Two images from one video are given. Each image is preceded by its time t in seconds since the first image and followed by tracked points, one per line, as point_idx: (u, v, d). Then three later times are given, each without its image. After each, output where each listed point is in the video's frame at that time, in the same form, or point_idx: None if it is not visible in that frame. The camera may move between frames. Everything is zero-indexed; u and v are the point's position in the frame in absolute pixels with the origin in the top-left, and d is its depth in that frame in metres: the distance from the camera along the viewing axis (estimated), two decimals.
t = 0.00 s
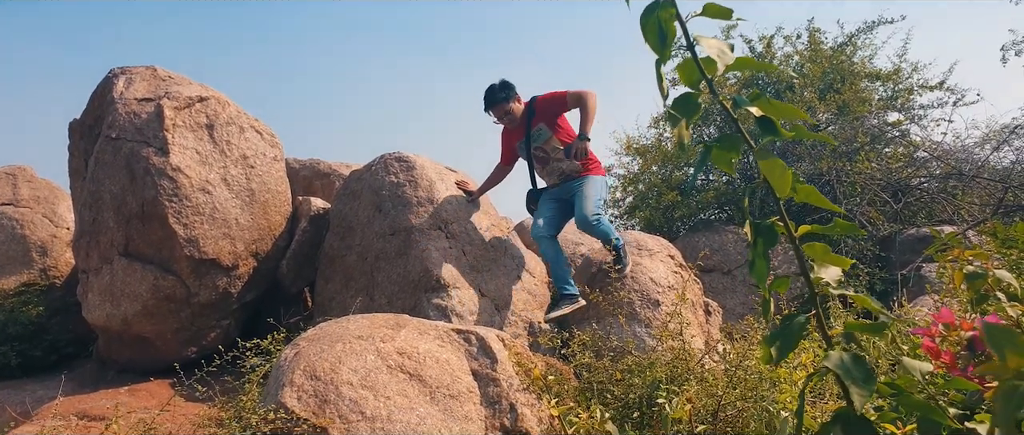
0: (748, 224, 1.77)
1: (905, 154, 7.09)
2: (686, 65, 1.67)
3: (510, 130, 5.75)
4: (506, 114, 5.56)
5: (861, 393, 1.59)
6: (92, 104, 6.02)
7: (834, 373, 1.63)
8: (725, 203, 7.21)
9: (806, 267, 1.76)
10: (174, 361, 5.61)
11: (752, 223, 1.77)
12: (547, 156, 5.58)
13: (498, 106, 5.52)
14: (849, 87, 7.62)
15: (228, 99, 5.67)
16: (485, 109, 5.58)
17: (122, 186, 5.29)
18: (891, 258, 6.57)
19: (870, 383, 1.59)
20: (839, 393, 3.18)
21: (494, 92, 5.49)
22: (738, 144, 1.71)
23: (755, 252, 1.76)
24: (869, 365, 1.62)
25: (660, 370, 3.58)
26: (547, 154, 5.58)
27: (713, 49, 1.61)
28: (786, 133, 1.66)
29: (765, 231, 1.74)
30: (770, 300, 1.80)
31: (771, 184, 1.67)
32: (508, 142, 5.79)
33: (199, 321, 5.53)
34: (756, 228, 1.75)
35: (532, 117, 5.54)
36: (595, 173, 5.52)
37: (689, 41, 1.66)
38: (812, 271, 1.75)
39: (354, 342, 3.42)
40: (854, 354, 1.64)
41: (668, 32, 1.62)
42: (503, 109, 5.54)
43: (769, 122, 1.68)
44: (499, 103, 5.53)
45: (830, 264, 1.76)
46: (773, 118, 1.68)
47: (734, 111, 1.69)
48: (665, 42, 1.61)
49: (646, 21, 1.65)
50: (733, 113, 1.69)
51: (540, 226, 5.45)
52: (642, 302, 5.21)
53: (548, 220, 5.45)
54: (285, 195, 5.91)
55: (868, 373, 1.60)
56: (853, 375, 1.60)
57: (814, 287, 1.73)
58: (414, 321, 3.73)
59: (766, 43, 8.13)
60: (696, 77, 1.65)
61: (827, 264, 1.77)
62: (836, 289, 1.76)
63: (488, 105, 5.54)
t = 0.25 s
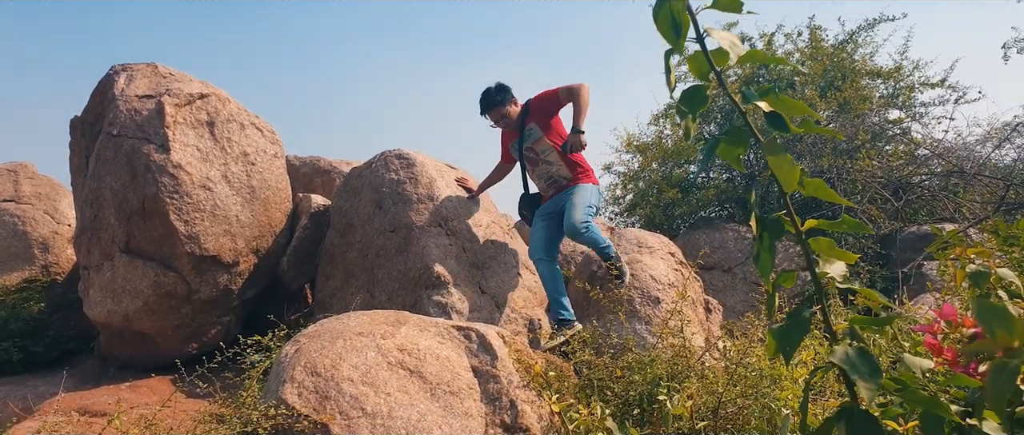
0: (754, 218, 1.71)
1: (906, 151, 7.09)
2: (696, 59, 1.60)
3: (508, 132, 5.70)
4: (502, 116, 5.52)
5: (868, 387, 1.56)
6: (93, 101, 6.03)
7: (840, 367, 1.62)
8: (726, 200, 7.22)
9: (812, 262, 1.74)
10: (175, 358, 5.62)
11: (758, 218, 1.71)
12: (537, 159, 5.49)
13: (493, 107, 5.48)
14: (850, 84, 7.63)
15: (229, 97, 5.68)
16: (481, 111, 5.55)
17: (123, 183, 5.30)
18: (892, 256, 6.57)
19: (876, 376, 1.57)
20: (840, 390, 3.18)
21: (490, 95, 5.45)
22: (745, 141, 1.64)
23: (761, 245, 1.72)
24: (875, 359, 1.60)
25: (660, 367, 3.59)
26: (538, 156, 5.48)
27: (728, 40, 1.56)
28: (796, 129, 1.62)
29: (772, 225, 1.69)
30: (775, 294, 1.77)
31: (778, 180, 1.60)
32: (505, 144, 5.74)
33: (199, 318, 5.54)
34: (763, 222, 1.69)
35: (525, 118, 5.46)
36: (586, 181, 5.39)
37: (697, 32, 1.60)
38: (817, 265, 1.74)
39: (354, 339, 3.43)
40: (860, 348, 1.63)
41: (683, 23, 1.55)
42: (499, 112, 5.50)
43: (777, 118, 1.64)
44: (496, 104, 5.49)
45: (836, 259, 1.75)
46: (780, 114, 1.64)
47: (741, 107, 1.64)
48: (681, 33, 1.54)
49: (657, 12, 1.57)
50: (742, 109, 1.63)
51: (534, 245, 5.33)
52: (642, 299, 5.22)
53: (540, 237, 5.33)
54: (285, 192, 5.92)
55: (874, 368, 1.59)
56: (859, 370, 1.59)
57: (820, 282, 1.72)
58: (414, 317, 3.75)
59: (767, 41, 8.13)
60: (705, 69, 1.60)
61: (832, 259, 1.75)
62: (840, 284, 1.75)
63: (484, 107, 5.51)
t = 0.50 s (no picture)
0: (761, 212, 1.72)
1: (909, 148, 7.08)
2: (706, 50, 1.64)
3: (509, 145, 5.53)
4: (501, 127, 5.35)
5: (874, 381, 1.57)
6: (95, 99, 6.03)
7: (847, 362, 1.63)
8: (727, 198, 7.22)
9: (819, 257, 1.75)
10: (177, 355, 5.63)
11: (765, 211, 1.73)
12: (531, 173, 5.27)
13: (491, 117, 5.33)
14: (852, 81, 7.62)
15: (230, 94, 5.68)
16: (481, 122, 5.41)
17: (125, 182, 5.30)
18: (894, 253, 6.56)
19: (883, 372, 1.58)
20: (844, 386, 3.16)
21: (490, 106, 5.31)
22: (755, 132, 1.66)
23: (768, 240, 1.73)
24: (881, 355, 1.61)
25: (662, 365, 3.59)
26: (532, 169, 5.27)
27: (739, 29, 1.59)
28: (806, 121, 1.63)
29: (779, 220, 1.70)
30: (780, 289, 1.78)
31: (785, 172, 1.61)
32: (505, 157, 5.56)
33: (201, 316, 5.55)
34: (770, 216, 1.71)
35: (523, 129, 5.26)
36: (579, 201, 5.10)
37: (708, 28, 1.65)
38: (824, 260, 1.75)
39: (356, 336, 3.43)
40: (867, 344, 1.64)
41: (695, 15, 1.59)
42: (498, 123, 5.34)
43: (788, 111, 1.65)
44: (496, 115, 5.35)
45: (842, 255, 1.76)
46: (791, 107, 1.66)
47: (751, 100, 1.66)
48: (693, 24, 1.58)
49: (668, 5, 1.62)
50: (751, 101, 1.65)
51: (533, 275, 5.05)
52: (644, 296, 5.22)
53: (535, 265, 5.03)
54: (286, 190, 5.93)
55: (880, 363, 1.59)
56: (865, 364, 1.59)
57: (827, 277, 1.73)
58: (416, 315, 3.75)
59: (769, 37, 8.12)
60: (715, 62, 1.64)
61: (839, 255, 1.76)
62: (847, 279, 1.75)
63: (484, 117, 5.37)
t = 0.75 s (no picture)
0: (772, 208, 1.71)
1: (913, 145, 7.07)
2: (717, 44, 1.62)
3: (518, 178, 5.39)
4: (505, 157, 5.29)
5: (883, 381, 1.57)
6: (99, 96, 6.04)
7: (854, 360, 1.62)
8: (729, 195, 7.22)
9: (829, 253, 1.73)
10: (181, 352, 5.64)
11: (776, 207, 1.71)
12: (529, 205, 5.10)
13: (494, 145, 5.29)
14: (856, 78, 7.61)
15: (233, 92, 5.69)
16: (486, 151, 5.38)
17: (129, 179, 5.31)
18: (898, 251, 6.53)
19: (892, 370, 1.58)
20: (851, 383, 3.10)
21: (493, 135, 5.28)
22: (765, 128, 1.63)
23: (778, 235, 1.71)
24: (890, 353, 1.60)
25: (665, 362, 3.59)
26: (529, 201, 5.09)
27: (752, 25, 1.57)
28: (819, 118, 1.60)
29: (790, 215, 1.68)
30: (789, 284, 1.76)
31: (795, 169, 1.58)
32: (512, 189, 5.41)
33: (205, 312, 5.56)
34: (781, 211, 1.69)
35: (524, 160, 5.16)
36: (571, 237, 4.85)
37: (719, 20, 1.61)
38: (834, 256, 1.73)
39: (359, 333, 3.44)
40: (875, 341, 1.63)
41: (707, 10, 1.54)
42: (502, 153, 5.29)
43: (800, 108, 1.63)
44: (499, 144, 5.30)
45: (852, 250, 1.75)
46: (803, 104, 1.63)
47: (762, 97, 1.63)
48: (705, 19, 1.54)
49: None
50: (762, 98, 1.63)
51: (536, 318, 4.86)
52: (647, 294, 5.22)
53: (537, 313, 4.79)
54: (290, 187, 5.93)
55: (889, 362, 1.58)
56: (874, 363, 1.58)
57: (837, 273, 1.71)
58: (419, 312, 3.75)
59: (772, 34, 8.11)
60: (726, 56, 1.63)
61: (849, 250, 1.74)
62: (856, 275, 1.74)
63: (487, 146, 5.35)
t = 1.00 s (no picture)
0: (781, 205, 1.70)
1: (917, 143, 7.05)
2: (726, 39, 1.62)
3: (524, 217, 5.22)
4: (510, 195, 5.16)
5: (893, 378, 1.57)
6: (104, 95, 6.06)
7: (863, 358, 1.62)
8: (733, 193, 7.21)
9: (837, 251, 1.73)
10: (186, 350, 5.66)
11: (784, 204, 1.71)
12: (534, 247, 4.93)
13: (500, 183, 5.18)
14: (860, 76, 7.59)
15: (238, 90, 5.70)
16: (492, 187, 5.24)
17: (134, 177, 5.32)
18: (902, 249, 6.52)
19: (901, 369, 1.58)
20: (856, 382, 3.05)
21: (499, 173, 5.18)
22: (775, 124, 1.64)
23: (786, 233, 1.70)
24: (899, 351, 1.60)
25: (669, 360, 3.59)
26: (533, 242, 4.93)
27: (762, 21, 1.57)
28: (828, 114, 1.61)
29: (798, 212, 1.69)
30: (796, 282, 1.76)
31: (806, 165, 1.58)
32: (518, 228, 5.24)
33: (209, 310, 5.58)
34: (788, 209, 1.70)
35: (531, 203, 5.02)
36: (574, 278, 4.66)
37: (727, 16, 1.61)
38: (842, 254, 1.73)
39: (364, 331, 3.44)
40: (884, 339, 1.63)
41: (716, 6, 1.55)
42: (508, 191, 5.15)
43: (810, 104, 1.63)
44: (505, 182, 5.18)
45: (860, 249, 1.75)
46: (813, 100, 1.63)
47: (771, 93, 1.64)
48: (714, 16, 1.54)
49: None
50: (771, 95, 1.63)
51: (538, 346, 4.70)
52: (650, 292, 5.23)
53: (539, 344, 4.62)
54: (294, 185, 5.94)
55: (898, 359, 1.59)
56: (883, 361, 1.59)
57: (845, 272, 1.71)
58: (423, 310, 3.76)
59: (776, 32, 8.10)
60: (735, 53, 1.63)
61: (857, 248, 1.74)
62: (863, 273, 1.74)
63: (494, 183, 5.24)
